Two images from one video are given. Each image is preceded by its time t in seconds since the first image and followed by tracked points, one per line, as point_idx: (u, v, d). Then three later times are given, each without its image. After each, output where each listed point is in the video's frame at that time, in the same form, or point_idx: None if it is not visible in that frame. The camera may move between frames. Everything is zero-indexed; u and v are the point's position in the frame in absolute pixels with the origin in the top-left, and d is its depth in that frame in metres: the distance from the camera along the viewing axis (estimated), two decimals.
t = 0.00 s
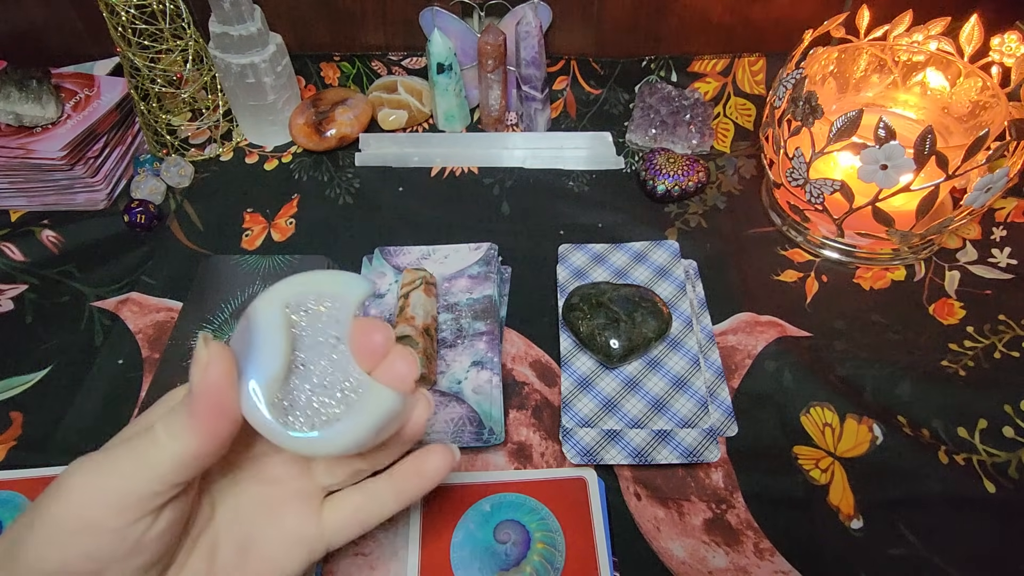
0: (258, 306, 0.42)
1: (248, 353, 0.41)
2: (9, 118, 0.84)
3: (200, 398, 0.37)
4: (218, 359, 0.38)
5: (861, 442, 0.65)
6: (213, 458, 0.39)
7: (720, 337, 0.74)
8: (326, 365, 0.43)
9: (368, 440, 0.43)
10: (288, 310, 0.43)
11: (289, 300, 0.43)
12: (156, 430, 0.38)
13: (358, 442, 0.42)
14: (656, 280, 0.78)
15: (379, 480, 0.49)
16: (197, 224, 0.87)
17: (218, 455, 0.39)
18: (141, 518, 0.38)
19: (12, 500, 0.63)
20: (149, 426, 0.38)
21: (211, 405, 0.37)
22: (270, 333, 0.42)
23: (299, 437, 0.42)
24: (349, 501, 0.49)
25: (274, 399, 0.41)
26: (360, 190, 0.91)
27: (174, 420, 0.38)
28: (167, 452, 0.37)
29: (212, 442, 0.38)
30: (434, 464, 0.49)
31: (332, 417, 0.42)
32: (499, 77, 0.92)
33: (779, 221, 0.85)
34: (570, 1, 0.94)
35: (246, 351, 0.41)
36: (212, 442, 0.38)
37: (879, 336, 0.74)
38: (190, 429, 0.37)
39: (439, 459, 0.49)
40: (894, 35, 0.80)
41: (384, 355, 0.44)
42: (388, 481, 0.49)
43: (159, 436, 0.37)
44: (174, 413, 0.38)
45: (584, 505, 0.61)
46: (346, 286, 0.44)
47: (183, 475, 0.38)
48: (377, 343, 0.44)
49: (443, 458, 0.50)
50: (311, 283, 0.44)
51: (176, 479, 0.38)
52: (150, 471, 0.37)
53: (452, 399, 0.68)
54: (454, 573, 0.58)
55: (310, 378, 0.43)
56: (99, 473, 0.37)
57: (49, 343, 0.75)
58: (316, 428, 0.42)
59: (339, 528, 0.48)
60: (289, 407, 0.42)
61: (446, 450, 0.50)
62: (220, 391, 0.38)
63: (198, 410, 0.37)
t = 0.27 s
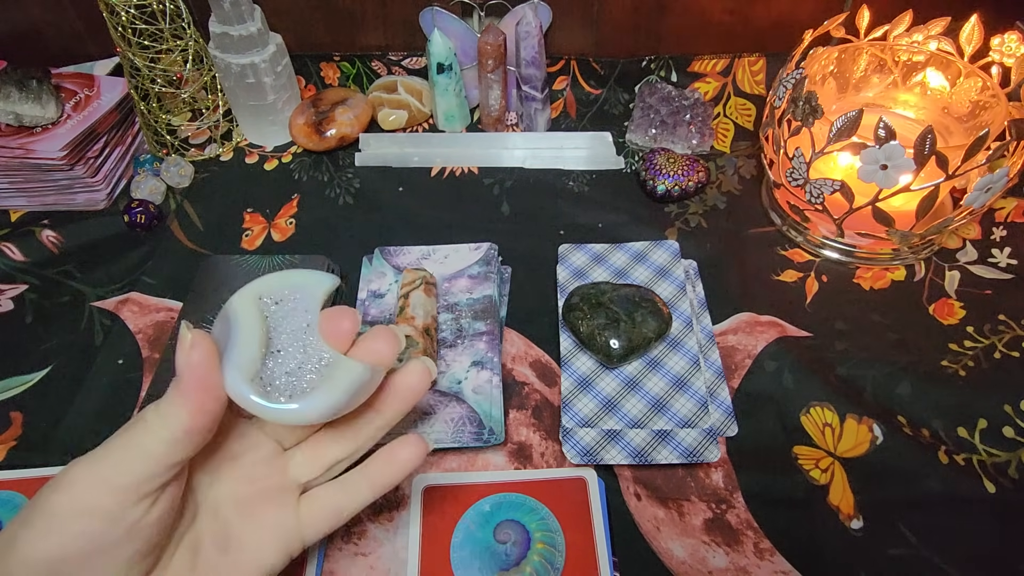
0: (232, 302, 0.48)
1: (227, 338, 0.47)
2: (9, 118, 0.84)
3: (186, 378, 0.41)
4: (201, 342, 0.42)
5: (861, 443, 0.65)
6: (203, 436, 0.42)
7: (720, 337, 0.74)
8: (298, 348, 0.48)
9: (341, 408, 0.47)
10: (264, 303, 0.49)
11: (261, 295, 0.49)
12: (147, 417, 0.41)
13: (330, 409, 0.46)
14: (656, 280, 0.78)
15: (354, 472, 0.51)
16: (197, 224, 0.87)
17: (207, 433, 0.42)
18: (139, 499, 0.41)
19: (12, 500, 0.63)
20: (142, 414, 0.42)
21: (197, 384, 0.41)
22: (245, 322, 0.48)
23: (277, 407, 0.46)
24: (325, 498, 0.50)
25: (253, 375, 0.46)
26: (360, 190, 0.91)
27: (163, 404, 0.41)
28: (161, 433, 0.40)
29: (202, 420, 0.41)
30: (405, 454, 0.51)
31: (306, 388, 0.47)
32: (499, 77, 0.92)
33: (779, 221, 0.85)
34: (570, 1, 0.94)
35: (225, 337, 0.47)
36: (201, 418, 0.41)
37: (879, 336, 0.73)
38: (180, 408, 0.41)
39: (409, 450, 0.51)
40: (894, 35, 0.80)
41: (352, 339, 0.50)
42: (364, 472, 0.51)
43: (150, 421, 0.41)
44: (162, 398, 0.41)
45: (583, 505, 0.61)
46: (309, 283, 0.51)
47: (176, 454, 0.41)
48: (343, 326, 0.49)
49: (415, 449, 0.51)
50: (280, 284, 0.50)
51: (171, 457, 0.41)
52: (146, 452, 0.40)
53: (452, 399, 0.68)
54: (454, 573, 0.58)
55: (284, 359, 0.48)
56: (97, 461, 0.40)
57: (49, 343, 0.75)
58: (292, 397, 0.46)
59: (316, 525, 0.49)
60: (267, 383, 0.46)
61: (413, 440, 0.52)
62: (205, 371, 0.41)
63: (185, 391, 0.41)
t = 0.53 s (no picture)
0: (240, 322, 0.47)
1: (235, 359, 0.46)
2: (9, 118, 0.84)
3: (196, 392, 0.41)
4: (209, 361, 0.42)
5: (861, 443, 0.65)
6: (211, 449, 0.42)
7: (720, 337, 0.74)
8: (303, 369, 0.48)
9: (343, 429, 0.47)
10: (271, 325, 0.48)
11: (267, 317, 0.48)
12: (155, 432, 0.40)
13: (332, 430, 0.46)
14: (656, 280, 0.78)
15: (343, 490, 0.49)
16: (197, 224, 0.87)
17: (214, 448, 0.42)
18: (151, 515, 0.41)
19: (12, 500, 0.63)
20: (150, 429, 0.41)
21: (206, 401, 0.41)
22: (251, 343, 0.47)
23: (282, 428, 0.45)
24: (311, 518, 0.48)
25: (257, 394, 0.45)
26: (360, 190, 0.91)
27: (171, 419, 0.41)
28: (169, 448, 0.40)
29: (209, 433, 0.41)
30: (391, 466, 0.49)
31: (309, 410, 0.46)
32: (499, 77, 0.92)
33: (779, 220, 0.85)
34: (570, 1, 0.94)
35: (232, 358, 0.46)
36: (209, 431, 0.41)
37: (879, 336, 0.73)
38: (189, 421, 0.40)
39: (398, 459, 0.49)
40: (894, 35, 0.81)
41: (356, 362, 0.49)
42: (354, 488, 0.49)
43: (157, 436, 0.40)
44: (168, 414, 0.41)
45: (583, 505, 0.61)
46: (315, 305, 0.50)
47: (185, 469, 0.41)
48: (347, 351, 0.49)
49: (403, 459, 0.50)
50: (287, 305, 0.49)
51: (180, 472, 0.41)
52: (155, 467, 0.40)
53: (452, 399, 0.68)
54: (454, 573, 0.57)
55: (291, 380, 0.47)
56: (106, 477, 0.40)
57: (49, 343, 0.75)
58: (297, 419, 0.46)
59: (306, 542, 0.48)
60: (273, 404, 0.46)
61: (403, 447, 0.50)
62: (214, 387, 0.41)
63: (194, 405, 0.41)
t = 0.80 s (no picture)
0: (314, 387, 0.38)
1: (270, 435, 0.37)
2: (9, 118, 0.84)
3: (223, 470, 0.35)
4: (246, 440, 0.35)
5: (861, 442, 0.65)
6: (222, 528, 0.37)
7: (720, 338, 0.74)
8: (339, 469, 0.39)
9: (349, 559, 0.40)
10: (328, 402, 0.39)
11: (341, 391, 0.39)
12: (175, 495, 0.36)
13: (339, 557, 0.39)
14: (656, 280, 0.78)
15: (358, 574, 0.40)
16: (197, 224, 0.87)
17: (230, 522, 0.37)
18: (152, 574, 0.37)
19: (12, 500, 0.63)
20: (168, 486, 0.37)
21: (232, 486, 0.36)
22: (295, 424, 0.38)
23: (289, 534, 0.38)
24: None
25: (280, 492, 0.38)
26: (360, 189, 0.91)
27: (192, 487, 0.36)
28: (183, 522, 0.36)
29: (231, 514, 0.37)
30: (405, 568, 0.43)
31: (326, 528, 0.39)
32: (499, 77, 0.92)
33: (779, 220, 0.85)
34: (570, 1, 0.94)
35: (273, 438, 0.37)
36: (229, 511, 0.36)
37: (879, 336, 0.73)
38: (210, 502, 0.36)
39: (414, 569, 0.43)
40: (894, 35, 0.81)
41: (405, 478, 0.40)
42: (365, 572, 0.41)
43: (178, 503, 0.36)
44: (191, 480, 0.36)
45: (584, 505, 0.61)
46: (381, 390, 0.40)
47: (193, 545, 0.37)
48: (398, 465, 0.39)
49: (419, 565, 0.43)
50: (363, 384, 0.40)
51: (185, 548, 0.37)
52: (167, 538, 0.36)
53: (451, 399, 0.68)
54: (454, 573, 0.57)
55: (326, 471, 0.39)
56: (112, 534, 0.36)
57: (49, 343, 0.75)
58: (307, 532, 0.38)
59: None
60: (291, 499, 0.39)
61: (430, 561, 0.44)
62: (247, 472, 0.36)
63: (218, 485, 0.36)
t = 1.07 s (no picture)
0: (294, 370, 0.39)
1: (251, 419, 0.38)
2: (9, 118, 0.84)
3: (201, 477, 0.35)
4: (223, 446, 0.35)
5: (861, 442, 0.65)
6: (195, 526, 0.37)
7: (720, 337, 0.74)
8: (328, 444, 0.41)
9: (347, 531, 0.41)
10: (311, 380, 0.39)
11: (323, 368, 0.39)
12: (143, 491, 0.36)
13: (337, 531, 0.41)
14: (656, 280, 0.78)
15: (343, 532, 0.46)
16: (197, 224, 0.87)
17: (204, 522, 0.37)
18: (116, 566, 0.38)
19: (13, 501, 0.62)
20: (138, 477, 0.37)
21: (204, 491, 0.35)
22: (276, 408, 0.38)
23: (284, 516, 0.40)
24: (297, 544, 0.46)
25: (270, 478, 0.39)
26: (360, 189, 0.91)
27: (161, 483, 0.35)
28: (149, 521, 0.35)
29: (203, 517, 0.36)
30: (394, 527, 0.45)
31: (321, 502, 0.41)
32: (499, 77, 0.92)
33: (779, 220, 0.85)
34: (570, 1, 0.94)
35: (254, 427, 0.38)
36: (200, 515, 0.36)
37: (879, 335, 0.74)
38: (177, 504, 0.35)
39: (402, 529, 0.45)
40: (894, 35, 0.81)
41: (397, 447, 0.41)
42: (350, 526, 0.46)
43: (144, 503, 0.36)
44: (160, 480, 0.36)
45: (584, 505, 0.61)
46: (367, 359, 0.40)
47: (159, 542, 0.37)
48: (388, 433, 0.40)
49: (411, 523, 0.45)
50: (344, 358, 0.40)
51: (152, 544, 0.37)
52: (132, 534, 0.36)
53: (452, 399, 0.68)
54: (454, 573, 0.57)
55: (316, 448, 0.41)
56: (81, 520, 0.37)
57: (49, 343, 0.75)
58: (302, 512, 0.40)
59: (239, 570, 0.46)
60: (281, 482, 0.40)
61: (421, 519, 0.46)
62: (223, 478, 0.35)
63: (189, 488, 0.35)
